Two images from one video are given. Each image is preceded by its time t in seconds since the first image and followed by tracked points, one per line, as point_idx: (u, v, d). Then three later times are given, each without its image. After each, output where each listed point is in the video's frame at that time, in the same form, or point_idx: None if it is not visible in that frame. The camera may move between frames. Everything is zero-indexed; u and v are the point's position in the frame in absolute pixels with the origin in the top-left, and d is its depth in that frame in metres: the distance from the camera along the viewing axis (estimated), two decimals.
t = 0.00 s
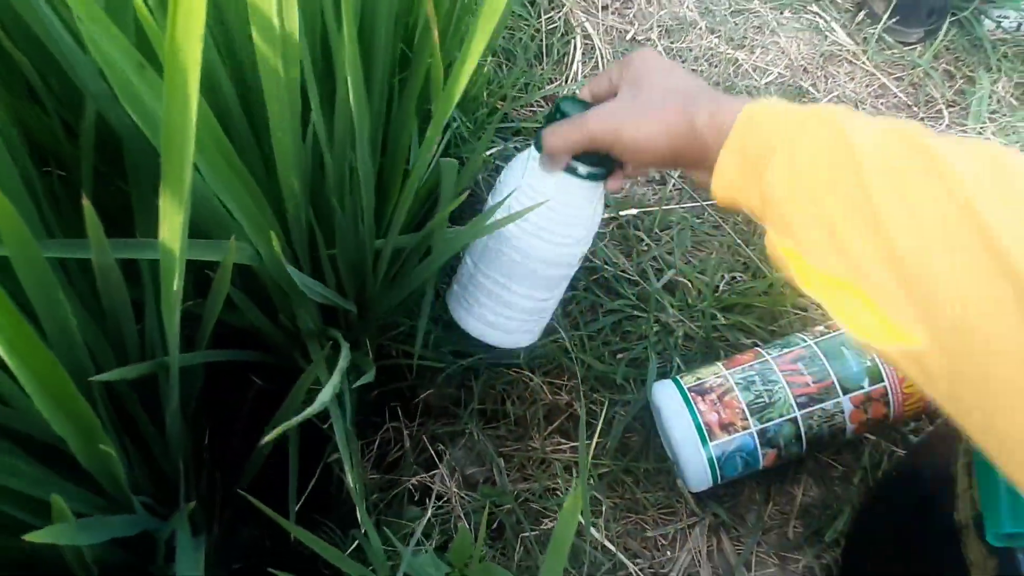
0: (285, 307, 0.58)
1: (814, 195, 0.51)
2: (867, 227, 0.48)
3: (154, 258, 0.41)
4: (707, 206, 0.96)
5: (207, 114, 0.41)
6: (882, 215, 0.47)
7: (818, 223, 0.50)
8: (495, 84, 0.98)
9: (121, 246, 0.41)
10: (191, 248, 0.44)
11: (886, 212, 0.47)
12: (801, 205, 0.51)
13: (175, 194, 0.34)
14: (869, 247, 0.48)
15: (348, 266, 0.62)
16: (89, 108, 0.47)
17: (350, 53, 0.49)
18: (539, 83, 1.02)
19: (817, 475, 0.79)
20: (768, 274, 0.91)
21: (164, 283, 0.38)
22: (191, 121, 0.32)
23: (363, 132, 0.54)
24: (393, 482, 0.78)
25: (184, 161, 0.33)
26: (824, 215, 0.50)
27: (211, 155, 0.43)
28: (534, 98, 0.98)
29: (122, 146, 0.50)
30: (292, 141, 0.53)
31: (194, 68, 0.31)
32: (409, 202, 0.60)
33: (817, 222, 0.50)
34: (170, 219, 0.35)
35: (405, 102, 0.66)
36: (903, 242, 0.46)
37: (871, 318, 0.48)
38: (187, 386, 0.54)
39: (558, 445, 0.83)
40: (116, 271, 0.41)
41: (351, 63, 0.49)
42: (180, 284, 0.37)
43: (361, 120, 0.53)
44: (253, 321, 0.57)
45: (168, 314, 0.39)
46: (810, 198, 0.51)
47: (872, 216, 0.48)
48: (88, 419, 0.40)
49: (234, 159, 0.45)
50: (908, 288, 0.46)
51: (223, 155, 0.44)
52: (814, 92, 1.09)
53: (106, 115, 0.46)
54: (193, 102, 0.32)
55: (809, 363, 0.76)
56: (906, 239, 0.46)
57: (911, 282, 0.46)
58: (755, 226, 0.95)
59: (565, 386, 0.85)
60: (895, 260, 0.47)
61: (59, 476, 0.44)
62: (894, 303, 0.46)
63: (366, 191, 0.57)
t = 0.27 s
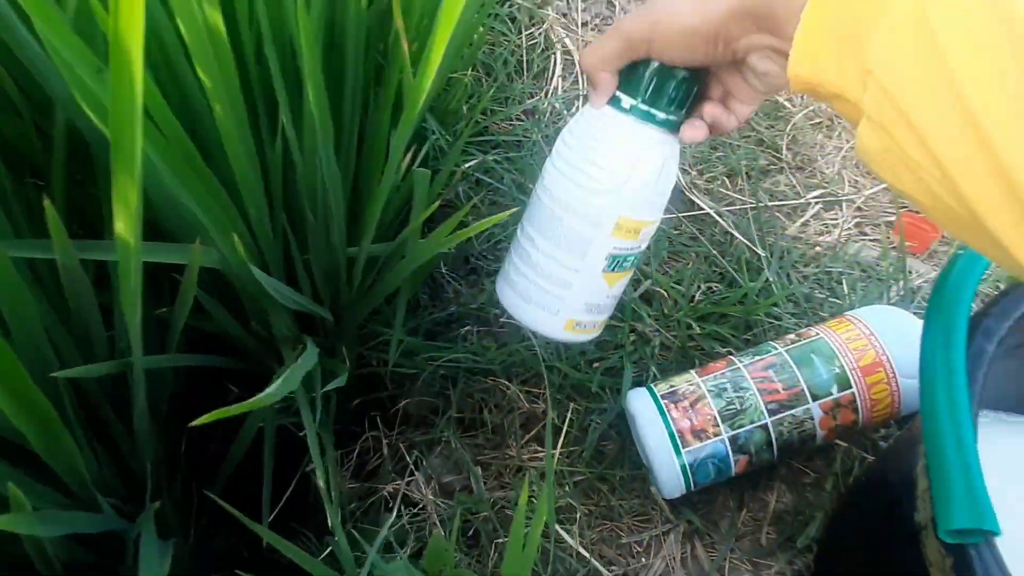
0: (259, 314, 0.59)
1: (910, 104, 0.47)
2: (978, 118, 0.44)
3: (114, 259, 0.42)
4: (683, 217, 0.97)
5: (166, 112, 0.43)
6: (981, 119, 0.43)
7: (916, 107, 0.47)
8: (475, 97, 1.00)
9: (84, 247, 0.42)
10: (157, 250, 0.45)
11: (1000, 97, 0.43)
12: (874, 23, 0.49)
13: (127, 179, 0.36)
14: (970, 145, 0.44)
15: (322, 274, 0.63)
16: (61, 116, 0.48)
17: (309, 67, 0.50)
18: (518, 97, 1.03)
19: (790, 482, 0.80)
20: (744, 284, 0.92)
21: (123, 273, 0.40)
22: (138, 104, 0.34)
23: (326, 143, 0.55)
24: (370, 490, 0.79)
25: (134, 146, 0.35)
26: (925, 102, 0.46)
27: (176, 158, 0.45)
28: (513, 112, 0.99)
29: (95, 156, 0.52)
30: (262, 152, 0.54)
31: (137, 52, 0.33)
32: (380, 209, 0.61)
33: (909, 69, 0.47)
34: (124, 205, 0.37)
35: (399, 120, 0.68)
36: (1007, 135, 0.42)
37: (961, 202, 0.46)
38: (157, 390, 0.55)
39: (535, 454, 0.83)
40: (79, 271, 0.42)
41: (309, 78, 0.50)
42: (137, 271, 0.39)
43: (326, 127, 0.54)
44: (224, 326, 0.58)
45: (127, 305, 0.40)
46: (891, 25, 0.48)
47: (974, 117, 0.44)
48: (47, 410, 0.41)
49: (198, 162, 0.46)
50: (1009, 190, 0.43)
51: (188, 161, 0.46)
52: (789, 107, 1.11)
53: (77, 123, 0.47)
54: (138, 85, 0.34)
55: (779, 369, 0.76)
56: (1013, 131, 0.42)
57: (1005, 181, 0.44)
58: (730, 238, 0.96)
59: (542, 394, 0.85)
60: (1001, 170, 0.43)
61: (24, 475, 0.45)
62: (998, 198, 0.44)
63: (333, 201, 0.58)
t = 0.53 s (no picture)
0: (242, 321, 0.59)
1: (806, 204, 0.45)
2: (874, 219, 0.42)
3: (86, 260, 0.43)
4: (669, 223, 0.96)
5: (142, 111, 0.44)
6: (875, 222, 0.42)
7: (805, 220, 0.45)
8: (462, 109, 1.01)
9: (60, 249, 0.43)
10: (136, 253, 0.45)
11: (885, 203, 0.42)
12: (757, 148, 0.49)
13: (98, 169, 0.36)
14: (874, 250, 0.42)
15: (306, 281, 0.63)
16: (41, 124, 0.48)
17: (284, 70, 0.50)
18: (506, 108, 1.04)
19: (781, 486, 0.80)
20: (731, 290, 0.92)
21: (97, 268, 0.40)
22: (102, 94, 0.34)
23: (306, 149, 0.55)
24: (359, 500, 0.78)
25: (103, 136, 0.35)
26: (809, 214, 0.45)
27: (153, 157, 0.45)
28: (500, 123, 1.00)
29: (74, 165, 0.52)
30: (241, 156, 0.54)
31: (101, 42, 0.33)
32: (362, 214, 0.61)
33: (795, 192, 0.46)
34: (95, 199, 0.37)
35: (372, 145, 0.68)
36: (901, 239, 0.41)
37: (868, 308, 0.44)
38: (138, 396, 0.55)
39: (524, 462, 0.83)
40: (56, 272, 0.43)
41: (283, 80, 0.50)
42: (110, 268, 0.39)
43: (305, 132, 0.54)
44: (206, 332, 0.58)
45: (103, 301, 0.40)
46: (772, 149, 0.47)
47: (870, 218, 0.42)
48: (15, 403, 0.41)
49: (174, 160, 0.47)
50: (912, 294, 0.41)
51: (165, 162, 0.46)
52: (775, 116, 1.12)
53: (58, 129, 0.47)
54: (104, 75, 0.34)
55: (768, 380, 0.76)
56: (907, 232, 0.41)
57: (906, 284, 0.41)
58: (717, 243, 0.95)
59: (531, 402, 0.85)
60: (904, 277, 0.41)
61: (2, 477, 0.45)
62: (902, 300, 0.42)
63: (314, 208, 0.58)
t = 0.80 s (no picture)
0: (226, 332, 0.58)
1: (736, 253, 0.47)
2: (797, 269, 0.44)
3: (57, 267, 0.42)
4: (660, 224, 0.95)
5: (115, 109, 0.42)
6: (799, 271, 0.43)
7: (737, 268, 0.47)
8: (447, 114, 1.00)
9: (33, 257, 0.42)
10: (114, 262, 0.44)
11: (806, 255, 0.43)
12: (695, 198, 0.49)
13: (67, 170, 0.35)
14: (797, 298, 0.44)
15: (291, 289, 0.62)
16: (12, 130, 0.47)
17: (265, 70, 0.48)
18: (492, 112, 1.03)
19: (778, 488, 0.79)
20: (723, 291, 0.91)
21: (70, 274, 0.38)
22: (69, 86, 0.32)
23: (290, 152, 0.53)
24: (350, 513, 0.76)
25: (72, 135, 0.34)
26: (741, 262, 0.46)
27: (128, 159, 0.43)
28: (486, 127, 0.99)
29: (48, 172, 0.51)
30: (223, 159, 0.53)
31: (66, 32, 0.32)
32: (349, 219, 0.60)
33: (727, 241, 0.47)
34: (65, 203, 0.35)
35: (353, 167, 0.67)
36: (823, 287, 0.42)
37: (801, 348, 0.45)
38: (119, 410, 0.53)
39: (518, 470, 0.82)
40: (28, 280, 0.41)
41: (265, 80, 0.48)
42: (85, 273, 0.37)
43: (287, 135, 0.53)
44: (188, 342, 0.56)
45: (76, 308, 0.39)
46: (704, 200, 0.49)
47: (793, 265, 0.44)
48: None
49: (152, 162, 0.45)
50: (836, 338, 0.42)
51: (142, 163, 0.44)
52: (761, 115, 1.12)
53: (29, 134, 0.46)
54: (71, 71, 0.32)
55: (762, 377, 0.75)
56: (829, 281, 0.42)
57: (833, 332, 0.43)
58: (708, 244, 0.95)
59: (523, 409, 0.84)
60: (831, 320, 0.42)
61: None
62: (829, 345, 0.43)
63: (298, 214, 0.57)
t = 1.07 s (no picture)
0: (208, 351, 0.56)
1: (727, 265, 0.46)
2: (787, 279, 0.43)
3: (28, 293, 0.40)
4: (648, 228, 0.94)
5: (84, 127, 0.41)
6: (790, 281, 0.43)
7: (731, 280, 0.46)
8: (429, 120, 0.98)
9: None
10: (87, 285, 0.42)
11: (793, 261, 0.42)
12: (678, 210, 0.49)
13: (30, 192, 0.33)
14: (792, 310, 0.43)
15: (275, 304, 0.60)
16: None
17: (241, 83, 0.47)
18: (475, 118, 1.02)
19: (774, 491, 0.78)
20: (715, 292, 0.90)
21: (37, 300, 0.36)
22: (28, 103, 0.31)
23: (269, 166, 0.52)
24: (341, 531, 0.75)
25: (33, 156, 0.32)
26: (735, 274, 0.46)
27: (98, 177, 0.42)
28: (470, 133, 0.98)
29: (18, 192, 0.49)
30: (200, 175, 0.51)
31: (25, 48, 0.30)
32: (332, 233, 0.58)
33: (717, 252, 0.46)
34: (29, 227, 0.34)
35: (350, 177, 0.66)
36: (816, 297, 0.42)
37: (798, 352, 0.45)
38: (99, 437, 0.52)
39: (511, 481, 0.80)
40: None
41: (241, 93, 0.47)
42: (53, 300, 0.36)
43: (266, 149, 0.51)
44: (169, 364, 0.55)
45: (46, 336, 0.37)
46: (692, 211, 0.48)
47: (780, 272, 0.43)
48: None
49: (124, 180, 0.43)
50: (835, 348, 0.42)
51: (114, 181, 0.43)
52: (745, 115, 1.11)
53: None
54: (28, 87, 0.31)
55: (756, 381, 0.75)
56: (820, 290, 0.42)
57: (831, 342, 0.42)
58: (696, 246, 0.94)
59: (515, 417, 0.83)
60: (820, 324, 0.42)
61: None
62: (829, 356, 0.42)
63: (279, 229, 0.55)
